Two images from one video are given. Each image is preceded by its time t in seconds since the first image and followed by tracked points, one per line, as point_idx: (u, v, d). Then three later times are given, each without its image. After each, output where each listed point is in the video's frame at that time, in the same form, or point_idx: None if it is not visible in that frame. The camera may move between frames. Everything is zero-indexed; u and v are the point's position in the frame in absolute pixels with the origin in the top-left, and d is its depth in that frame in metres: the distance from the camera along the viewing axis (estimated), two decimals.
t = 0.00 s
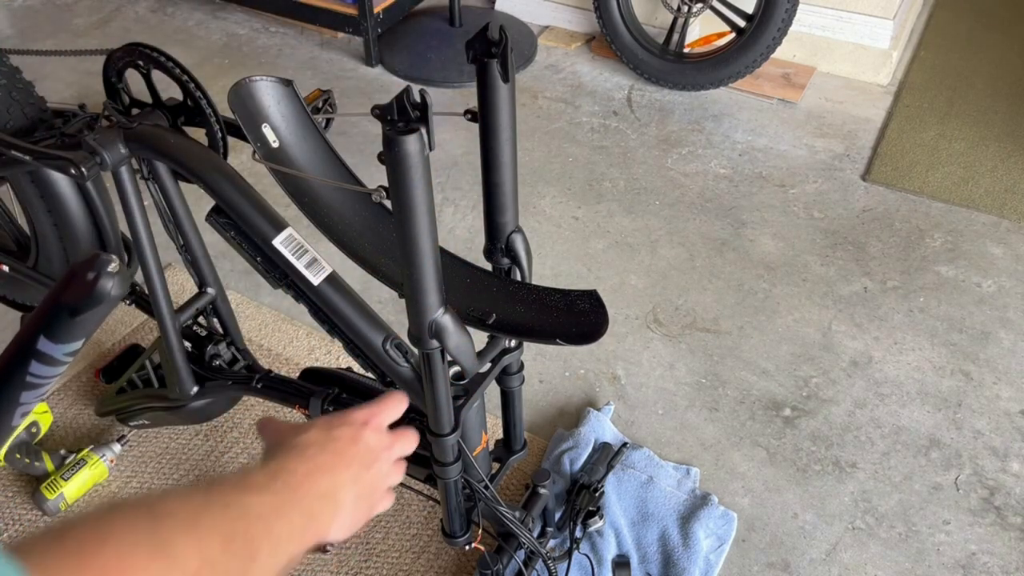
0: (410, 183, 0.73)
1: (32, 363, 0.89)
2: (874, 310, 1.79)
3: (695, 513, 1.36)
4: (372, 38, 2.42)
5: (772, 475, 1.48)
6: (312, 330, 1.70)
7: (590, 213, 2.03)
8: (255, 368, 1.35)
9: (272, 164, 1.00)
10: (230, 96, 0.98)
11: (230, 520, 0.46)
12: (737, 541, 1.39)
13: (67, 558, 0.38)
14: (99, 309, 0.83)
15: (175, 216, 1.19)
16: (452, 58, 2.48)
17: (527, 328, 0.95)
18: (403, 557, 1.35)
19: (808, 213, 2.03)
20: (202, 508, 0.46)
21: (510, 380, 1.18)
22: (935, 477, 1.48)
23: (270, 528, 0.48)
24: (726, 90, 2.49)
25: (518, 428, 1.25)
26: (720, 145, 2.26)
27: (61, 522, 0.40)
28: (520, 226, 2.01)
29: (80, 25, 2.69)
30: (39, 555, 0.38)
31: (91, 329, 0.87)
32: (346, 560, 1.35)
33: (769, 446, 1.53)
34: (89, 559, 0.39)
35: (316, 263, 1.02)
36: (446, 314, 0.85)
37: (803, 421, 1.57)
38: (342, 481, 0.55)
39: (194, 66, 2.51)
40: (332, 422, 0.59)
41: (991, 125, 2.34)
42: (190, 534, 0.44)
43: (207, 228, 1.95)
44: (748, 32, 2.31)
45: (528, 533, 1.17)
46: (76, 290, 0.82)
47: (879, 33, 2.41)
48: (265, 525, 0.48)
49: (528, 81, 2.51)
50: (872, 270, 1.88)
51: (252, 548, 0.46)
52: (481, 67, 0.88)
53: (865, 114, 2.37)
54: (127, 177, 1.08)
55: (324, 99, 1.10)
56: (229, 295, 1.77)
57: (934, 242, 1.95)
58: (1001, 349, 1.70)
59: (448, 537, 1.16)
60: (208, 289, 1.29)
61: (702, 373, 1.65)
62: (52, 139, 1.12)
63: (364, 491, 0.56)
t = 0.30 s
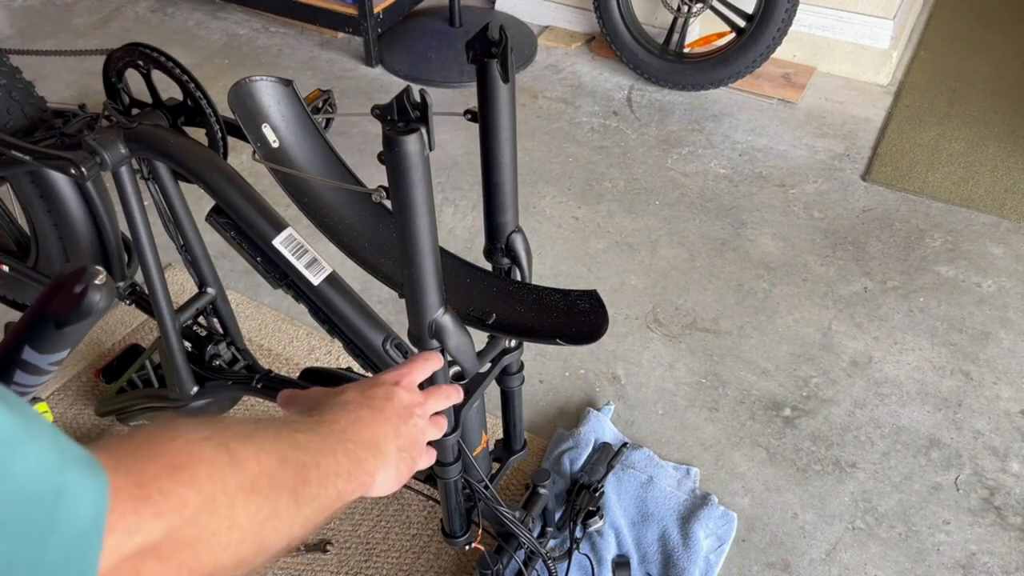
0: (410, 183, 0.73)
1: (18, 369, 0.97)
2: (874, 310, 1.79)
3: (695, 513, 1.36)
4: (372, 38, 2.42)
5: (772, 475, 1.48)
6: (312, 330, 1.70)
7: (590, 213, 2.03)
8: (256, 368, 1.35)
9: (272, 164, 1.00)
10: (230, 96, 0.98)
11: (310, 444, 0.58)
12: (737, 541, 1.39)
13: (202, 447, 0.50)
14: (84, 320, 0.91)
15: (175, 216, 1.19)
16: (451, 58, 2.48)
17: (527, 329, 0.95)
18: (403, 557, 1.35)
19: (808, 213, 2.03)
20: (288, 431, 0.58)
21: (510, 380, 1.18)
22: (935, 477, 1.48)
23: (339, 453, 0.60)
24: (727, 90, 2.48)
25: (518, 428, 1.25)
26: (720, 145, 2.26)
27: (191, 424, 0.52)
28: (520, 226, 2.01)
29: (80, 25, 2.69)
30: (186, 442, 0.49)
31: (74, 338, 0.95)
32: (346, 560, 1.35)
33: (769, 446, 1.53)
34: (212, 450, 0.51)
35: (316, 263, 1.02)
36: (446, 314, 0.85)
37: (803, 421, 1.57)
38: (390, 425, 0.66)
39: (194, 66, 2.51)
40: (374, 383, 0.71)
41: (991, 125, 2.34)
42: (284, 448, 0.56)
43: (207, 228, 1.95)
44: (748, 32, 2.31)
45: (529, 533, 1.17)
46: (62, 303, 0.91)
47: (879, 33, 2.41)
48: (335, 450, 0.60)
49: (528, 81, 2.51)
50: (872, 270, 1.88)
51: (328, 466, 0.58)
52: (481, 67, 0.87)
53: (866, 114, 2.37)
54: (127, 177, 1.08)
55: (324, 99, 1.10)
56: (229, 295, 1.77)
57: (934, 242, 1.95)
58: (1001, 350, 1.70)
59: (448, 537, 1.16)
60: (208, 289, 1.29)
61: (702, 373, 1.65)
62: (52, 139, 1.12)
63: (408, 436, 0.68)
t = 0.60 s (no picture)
0: (410, 183, 0.72)
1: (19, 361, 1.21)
2: (874, 310, 1.78)
3: (695, 513, 1.36)
4: (372, 38, 2.42)
5: (772, 475, 1.48)
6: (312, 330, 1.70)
7: (590, 213, 2.03)
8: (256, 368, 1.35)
9: (272, 164, 1.00)
10: (230, 96, 0.98)
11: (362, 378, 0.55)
12: (737, 541, 1.39)
13: (256, 404, 0.47)
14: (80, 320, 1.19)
15: (175, 216, 1.19)
16: (452, 58, 2.48)
17: (527, 329, 0.95)
18: (403, 557, 1.35)
19: (808, 213, 2.03)
20: (336, 370, 0.55)
21: (510, 380, 1.18)
22: (935, 477, 1.48)
23: (392, 378, 0.57)
24: (727, 90, 2.48)
25: (518, 428, 1.25)
26: (720, 145, 2.26)
27: (242, 383, 0.48)
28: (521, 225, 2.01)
29: (80, 25, 2.69)
30: (235, 405, 0.46)
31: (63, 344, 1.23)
32: (345, 560, 1.35)
33: (769, 446, 1.53)
34: (266, 404, 0.47)
35: (316, 263, 1.02)
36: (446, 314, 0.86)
37: (803, 421, 1.57)
38: (433, 346, 0.61)
39: (194, 66, 2.51)
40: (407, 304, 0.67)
41: (991, 125, 2.34)
42: (337, 389, 0.52)
43: (207, 228, 1.95)
44: (748, 32, 2.31)
45: (529, 533, 1.17)
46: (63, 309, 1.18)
47: (879, 33, 2.41)
48: (387, 382, 0.56)
49: (529, 81, 2.51)
50: (872, 270, 1.88)
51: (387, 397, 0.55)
52: (481, 67, 0.87)
53: (866, 114, 2.36)
54: (128, 177, 1.08)
55: (324, 99, 1.10)
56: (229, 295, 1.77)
57: (934, 242, 1.95)
58: (1001, 350, 1.70)
59: (448, 537, 1.16)
60: (208, 289, 1.29)
61: (702, 373, 1.65)
62: (52, 139, 1.12)
63: (454, 351, 0.64)
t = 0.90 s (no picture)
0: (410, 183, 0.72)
1: None
2: (874, 311, 1.78)
3: (695, 514, 1.36)
4: (372, 38, 2.42)
5: (772, 476, 1.48)
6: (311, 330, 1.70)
7: (590, 213, 2.03)
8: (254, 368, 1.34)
9: (272, 164, 0.99)
10: (230, 96, 0.97)
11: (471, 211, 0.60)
12: (738, 542, 1.38)
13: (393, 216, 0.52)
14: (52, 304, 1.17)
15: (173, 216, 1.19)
16: (452, 58, 2.48)
17: (527, 329, 0.95)
18: (403, 557, 1.35)
19: (809, 213, 2.03)
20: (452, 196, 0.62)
21: (511, 380, 1.17)
22: (935, 477, 1.48)
23: (491, 216, 0.63)
24: (727, 89, 2.48)
25: (519, 428, 1.24)
26: (720, 145, 2.26)
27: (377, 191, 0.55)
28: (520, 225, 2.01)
29: (80, 25, 2.69)
30: (377, 205, 0.52)
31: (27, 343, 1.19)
32: (345, 560, 1.34)
33: (769, 446, 1.53)
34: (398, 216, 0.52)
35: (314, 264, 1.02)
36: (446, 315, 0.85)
37: (803, 422, 1.57)
38: (528, 186, 0.71)
39: (193, 66, 2.51)
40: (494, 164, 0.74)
41: (992, 124, 2.33)
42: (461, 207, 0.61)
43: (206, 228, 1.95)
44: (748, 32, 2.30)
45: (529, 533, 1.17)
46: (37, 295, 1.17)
47: (879, 33, 2.41)
48: (498, 209, 0.65)
49: (529, 81, 2.50)
50: (872, 270, 1.88)
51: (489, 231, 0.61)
52: (481, 66, 0.87)
53: (866, 114, 2.36)
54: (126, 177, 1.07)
55: (324, 99, 1.09)
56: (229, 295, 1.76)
57: (935, 242, 1.94)
58: (1002, 350, 1.69)
59: (448, 537, 1.15)
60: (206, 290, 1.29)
61: (702, 373, 1.65)
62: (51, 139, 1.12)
63: (541, 194, 0.72)
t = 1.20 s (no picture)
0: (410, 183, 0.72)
1: None
2: (875, 311, 1.78)
3: (695, 514, 1.36)
4: (372, 37, 2.42)
5: (773, 476, 1.48)
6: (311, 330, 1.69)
7: (590, 213, 2.02)
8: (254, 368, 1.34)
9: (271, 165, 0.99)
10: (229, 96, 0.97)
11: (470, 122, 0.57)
12: (739, 542, 1.38)
13: (391, 164, 0.52)
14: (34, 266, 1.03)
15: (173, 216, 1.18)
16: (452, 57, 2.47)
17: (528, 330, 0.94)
18: (403, 558, 1.35)
19: (810, 213, 2.02)
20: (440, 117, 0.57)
21: (511, 381, 1.17)
22: (936, 478, 1.47)
23: (482, 116, 0.59)
24: (727, 89, 2.47)
25: (519, 428, 1.24)
26: (720, 145, 2.25)
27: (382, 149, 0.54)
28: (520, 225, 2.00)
29: (80, 24, 2.68)
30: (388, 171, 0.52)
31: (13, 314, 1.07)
32: (345, 561, 1.34)
33: (770, 447, 1.52)
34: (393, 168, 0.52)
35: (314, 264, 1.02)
36: (446, 315, 0.85)
37: (804, 422, 1.56)
38: (514, 83, 0.63)
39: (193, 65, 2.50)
40: (473, 55, 0.65)
41: (993, 124, 2.33)
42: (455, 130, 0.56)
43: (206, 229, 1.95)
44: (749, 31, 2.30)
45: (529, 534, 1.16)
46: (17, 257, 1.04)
47: (880, 33, 2.40)
48: (488, 116, 0.59)
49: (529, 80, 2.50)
50: (873, 270, 1.87)
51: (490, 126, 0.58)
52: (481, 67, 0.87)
53: (867, 114, 2.35)
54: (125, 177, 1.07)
55: (323, 99, 1.09)
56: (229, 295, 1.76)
57: (936, 242, 1.94)
58: (1003, 350, 1.69)
59: (448, 538, 1.15)
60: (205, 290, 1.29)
61: (702, 374, 1.65)
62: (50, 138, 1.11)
63: (530, 88, 0.65)
